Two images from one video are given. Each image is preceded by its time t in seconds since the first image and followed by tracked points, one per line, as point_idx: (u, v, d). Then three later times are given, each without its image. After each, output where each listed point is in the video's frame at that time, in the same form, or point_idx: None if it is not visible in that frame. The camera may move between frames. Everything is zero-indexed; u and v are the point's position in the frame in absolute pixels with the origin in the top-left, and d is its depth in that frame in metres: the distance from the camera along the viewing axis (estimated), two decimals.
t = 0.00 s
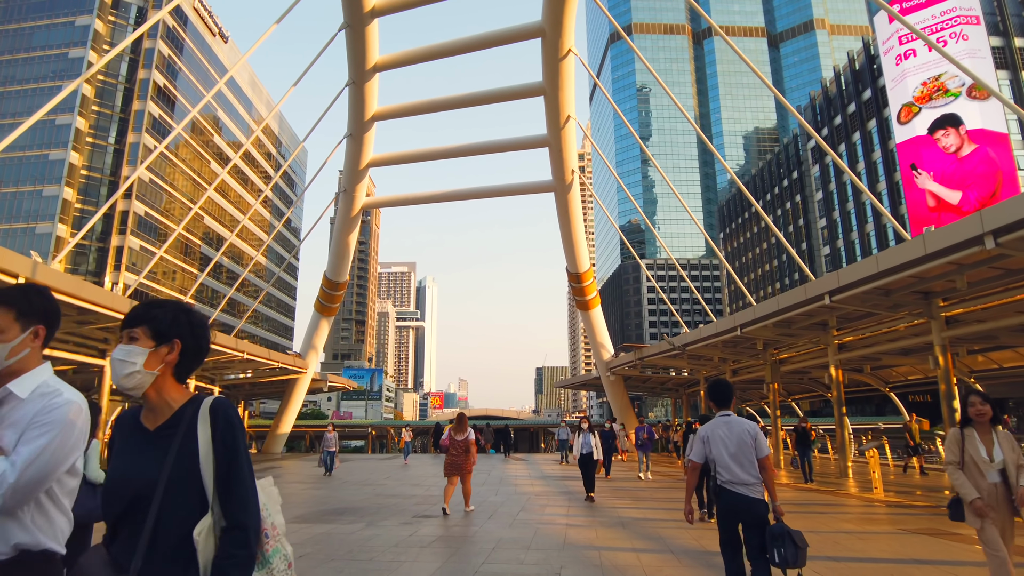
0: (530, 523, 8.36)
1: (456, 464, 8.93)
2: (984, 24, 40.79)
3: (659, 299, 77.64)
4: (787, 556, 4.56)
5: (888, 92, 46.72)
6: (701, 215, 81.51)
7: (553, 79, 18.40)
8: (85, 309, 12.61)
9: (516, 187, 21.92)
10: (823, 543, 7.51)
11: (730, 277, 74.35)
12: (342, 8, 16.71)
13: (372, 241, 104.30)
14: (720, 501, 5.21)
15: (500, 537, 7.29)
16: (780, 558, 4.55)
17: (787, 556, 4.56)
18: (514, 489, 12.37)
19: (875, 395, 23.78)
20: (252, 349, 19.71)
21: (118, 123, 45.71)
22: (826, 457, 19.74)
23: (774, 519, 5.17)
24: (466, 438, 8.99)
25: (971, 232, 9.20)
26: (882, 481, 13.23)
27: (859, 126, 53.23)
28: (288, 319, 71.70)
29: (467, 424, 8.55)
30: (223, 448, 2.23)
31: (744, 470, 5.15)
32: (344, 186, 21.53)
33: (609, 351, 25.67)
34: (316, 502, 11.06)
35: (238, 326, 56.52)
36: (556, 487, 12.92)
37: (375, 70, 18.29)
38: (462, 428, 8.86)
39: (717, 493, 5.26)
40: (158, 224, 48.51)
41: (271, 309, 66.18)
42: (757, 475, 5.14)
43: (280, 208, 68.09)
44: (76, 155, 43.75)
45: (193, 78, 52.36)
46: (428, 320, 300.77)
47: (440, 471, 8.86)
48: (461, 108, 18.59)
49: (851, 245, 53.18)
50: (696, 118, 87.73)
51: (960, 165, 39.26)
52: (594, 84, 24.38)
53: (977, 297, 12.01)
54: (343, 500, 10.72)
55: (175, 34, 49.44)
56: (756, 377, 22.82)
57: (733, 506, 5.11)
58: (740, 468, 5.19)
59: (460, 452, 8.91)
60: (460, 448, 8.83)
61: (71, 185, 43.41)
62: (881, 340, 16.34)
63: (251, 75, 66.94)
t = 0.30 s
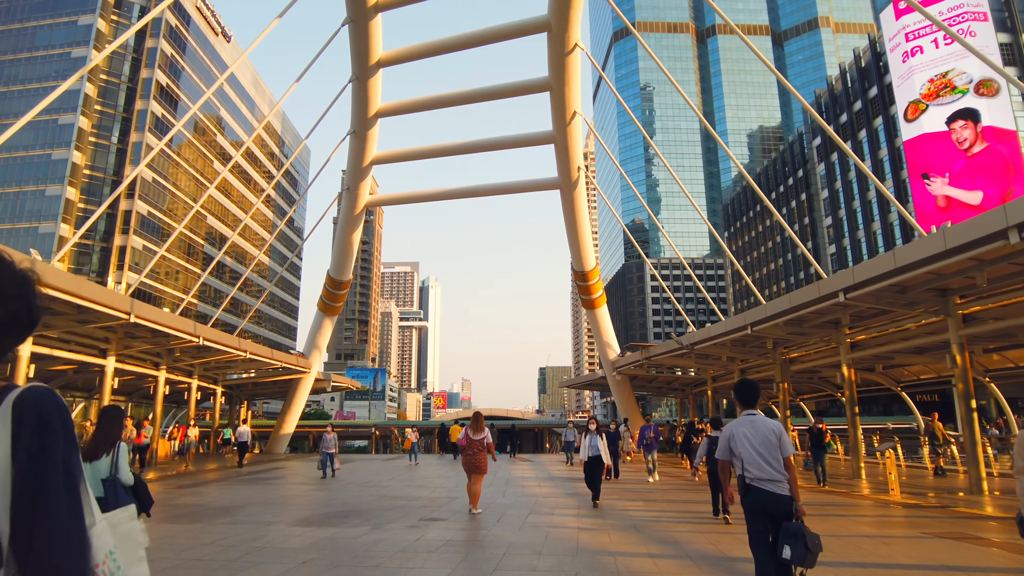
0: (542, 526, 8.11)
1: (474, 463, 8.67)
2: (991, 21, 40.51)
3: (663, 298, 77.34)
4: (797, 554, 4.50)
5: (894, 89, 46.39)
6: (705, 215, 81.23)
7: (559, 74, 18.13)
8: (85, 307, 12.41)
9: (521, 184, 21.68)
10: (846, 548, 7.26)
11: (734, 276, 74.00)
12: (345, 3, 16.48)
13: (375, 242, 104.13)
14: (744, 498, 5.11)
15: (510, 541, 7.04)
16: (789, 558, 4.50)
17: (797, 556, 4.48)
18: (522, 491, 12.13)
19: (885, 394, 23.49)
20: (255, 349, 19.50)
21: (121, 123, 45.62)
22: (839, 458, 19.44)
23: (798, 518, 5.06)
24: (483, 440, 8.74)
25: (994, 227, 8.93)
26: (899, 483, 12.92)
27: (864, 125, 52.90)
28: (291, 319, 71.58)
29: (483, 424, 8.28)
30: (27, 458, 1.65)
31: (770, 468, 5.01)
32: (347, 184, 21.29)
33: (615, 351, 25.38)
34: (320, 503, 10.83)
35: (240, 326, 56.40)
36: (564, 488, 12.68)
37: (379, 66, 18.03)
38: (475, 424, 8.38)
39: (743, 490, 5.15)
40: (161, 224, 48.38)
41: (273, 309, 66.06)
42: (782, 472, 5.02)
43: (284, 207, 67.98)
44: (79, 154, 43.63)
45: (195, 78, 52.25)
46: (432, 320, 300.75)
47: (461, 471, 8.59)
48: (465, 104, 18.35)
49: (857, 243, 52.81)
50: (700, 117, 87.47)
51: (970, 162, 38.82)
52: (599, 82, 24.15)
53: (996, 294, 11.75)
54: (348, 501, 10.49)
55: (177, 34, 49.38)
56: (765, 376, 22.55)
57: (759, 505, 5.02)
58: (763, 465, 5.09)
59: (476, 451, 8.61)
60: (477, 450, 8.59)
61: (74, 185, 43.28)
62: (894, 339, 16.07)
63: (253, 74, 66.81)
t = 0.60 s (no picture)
0: (559, 528, 7.91)
1: (494, 464, 8.50)
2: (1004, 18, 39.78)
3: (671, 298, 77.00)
4: (833, 552, 4.28)
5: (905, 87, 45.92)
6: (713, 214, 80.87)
7: (570, 70, 17.94)
8: (95, 306, 12.34)
9: (532, 182, 21.49)
10: (873, 553, 7.02)
11: (742, 275, 73.61)
12: None
13: (383, 242, 104.16)
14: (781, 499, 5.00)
15: (528, 544, 6.85)
16: (825, 553, 4.30)
17: (834, 554, 4.26)
18: (535, 493, 11.93)
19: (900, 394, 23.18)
20: (264, 348, 19.39)
21: (130, 124, 45.78)
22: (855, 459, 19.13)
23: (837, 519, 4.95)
24: (501, 440, 8.56)
25: None
26: (921, 485, 12.61)
27: (873, 124, 52.44)
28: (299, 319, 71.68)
29: (502, 424, 8.10)
30: None
31: (811, 470, 4.87)
32: (356, 183, 21.15)
33: (625, 350, 25.19)
34: (331, 502, 10.66)
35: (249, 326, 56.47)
36: (577, 490, 12.48)
37: (388, 64, 17.87)
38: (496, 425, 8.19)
39: (781, 492, 5.03)
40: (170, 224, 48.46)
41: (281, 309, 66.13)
42: (822, 476, 4.89)
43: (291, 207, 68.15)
44: (88, 155, 43.71)
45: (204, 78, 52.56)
46: (439, 320, 300.92)
47: (479, 472, 8.42)
48: (475, 102, 18.20)
49: (868, 243, 52.26)
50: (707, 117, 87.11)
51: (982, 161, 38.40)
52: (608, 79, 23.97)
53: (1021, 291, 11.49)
54: (359, 502, 10.32)
55: (186, 35, 49.53)
56: (777, 376, 22.30)
57: (797, 506, 4.90)
58: (804, 468, 4.97)
59: (494, 453, 8.46)
60: (494, 449, 8.42)
61: (83, 186, 43.29)
62: (912, 338, 15.77)
63: (261, 75, 66.84)
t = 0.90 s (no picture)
0: (574, 533, 7.69)
1: (512, 464, 8.31)
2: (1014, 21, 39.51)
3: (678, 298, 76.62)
4: (882, 556, 4.49)
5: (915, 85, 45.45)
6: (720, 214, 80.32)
7: (580, 67, 17.70)
8: (103, 306, 12.24)
9: (541, 181, 21.28)
10: (903, 561, 6.77)
11: (750, 275, 73.20)
12: None
13: (389, 242, 104.04)
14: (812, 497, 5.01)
15: (546, 550, 6.64)
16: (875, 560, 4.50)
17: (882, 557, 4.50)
18: (547, 495, 11.74)
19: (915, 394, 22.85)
20: (271, 348, 19.27)
21: (138, 124, 45.87)
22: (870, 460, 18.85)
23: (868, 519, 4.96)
24: (519, 440, 8.35)
25: None
26: (943, 487, 12.30)
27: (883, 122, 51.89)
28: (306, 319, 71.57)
29: (520, 424, 7.89)
30: None
31: (843, 472, 4.87)
32: (364, 182, 20.97)
33: (635, 350, 24.94)
34: (341, 505, 10.48)
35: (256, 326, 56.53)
36: (589, 492, 12.24)
37: (396, 61, 17.67)
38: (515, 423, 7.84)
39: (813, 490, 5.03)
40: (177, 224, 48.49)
41: (288, 309, 66.24)
42: (853, 475, 4.92)
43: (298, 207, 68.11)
44: (96, 156, 43.74)
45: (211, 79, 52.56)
46: (445, 321, 300.88)
47: (498, 473, 8.22)
48: (483, 99, 17.99)
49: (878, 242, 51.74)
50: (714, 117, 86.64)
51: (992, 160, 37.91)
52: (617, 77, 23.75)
53: None
54: (369, 504, 10.13)
55: (193, 36, 49.62)
56: (789, 376, 22.08)
57: (828, 505, 4.88)
58: (837, 470, 4.94)
59: (512, 452, 8.25)
60: (513, 448, 8.21)
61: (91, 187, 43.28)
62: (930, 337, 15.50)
63: (267, 75, 66.90)
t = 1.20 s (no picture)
0: (594, 536, 7.46)
1: (537, 464, 8.07)
2: None
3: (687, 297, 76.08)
4: (918, 546, 4.27)
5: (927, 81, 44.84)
6: (729, 213, 79.72)
7: (592, 62, 17.43)
8: (111, 305, 12.12)
9: (551, 178, 21.03)
10: (940, 566, 6.50)
11: (759, 274, 72.65)
12: None
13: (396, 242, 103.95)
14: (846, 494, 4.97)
15: (568, 554, 6.42)
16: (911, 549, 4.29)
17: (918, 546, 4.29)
18: (561, 496, 11.51)
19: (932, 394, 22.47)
20: (281, 348, 19.12)
21: (146, 125, 45.96)
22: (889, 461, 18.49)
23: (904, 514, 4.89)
24: (545, 439, 8.13)
25: None
26: (970, 488, 11.96)
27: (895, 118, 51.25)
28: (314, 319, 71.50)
29: (546, 423, 7.65)
30: None
31: (874, 469, 4.84)
32: (373, 180, 20.76)
33: (647, 349, 24.66)
34: (354, 506, 10.27)
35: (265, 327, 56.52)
36: (606, 493, 11.99)
37: (405, 57, 17.48)
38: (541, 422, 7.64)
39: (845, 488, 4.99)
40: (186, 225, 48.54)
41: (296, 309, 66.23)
42: (887, 472, 4.85)
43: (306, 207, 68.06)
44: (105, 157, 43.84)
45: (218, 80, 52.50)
46: (452, 321, 300.75)
47: (526, 471, 7.98)
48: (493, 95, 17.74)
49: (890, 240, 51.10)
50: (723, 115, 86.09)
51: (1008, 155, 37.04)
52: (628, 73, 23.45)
53: None
54: (382, 506, 9.90)
55: (201, 36, 49.70)
56: (805, 375, 21.77)
57: (863, 502, 4.84)
58: (873, 467, 4.89)
59: (541, 450, 8.00)
60: (539, 449, 7.98)
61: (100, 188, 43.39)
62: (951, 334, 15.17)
63: (275, 76, 66.81)
